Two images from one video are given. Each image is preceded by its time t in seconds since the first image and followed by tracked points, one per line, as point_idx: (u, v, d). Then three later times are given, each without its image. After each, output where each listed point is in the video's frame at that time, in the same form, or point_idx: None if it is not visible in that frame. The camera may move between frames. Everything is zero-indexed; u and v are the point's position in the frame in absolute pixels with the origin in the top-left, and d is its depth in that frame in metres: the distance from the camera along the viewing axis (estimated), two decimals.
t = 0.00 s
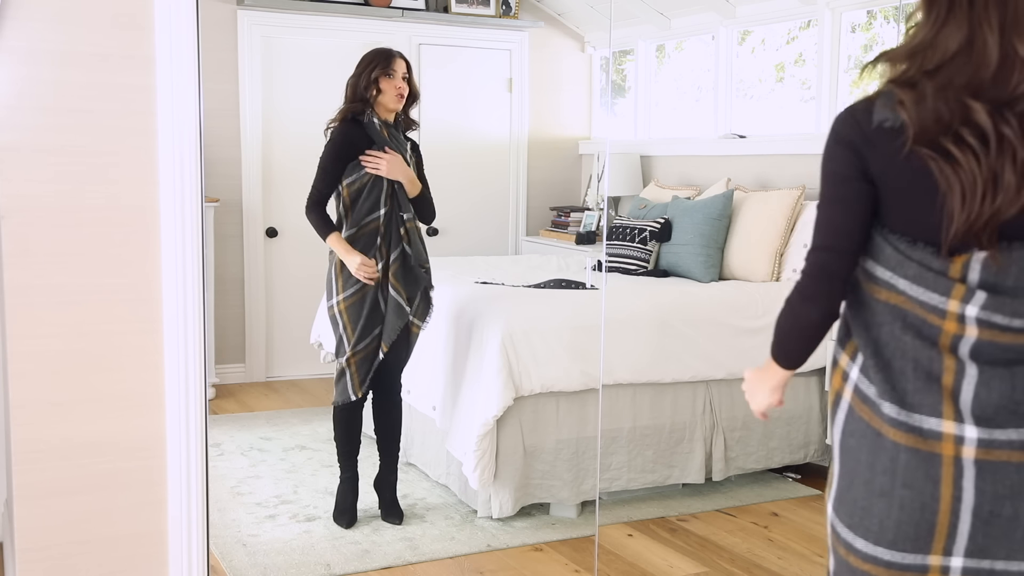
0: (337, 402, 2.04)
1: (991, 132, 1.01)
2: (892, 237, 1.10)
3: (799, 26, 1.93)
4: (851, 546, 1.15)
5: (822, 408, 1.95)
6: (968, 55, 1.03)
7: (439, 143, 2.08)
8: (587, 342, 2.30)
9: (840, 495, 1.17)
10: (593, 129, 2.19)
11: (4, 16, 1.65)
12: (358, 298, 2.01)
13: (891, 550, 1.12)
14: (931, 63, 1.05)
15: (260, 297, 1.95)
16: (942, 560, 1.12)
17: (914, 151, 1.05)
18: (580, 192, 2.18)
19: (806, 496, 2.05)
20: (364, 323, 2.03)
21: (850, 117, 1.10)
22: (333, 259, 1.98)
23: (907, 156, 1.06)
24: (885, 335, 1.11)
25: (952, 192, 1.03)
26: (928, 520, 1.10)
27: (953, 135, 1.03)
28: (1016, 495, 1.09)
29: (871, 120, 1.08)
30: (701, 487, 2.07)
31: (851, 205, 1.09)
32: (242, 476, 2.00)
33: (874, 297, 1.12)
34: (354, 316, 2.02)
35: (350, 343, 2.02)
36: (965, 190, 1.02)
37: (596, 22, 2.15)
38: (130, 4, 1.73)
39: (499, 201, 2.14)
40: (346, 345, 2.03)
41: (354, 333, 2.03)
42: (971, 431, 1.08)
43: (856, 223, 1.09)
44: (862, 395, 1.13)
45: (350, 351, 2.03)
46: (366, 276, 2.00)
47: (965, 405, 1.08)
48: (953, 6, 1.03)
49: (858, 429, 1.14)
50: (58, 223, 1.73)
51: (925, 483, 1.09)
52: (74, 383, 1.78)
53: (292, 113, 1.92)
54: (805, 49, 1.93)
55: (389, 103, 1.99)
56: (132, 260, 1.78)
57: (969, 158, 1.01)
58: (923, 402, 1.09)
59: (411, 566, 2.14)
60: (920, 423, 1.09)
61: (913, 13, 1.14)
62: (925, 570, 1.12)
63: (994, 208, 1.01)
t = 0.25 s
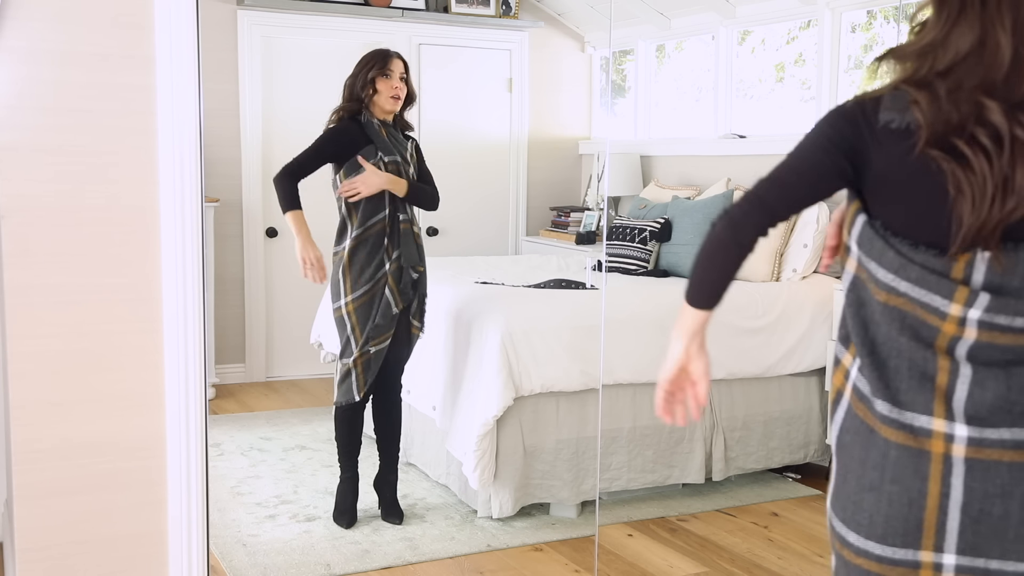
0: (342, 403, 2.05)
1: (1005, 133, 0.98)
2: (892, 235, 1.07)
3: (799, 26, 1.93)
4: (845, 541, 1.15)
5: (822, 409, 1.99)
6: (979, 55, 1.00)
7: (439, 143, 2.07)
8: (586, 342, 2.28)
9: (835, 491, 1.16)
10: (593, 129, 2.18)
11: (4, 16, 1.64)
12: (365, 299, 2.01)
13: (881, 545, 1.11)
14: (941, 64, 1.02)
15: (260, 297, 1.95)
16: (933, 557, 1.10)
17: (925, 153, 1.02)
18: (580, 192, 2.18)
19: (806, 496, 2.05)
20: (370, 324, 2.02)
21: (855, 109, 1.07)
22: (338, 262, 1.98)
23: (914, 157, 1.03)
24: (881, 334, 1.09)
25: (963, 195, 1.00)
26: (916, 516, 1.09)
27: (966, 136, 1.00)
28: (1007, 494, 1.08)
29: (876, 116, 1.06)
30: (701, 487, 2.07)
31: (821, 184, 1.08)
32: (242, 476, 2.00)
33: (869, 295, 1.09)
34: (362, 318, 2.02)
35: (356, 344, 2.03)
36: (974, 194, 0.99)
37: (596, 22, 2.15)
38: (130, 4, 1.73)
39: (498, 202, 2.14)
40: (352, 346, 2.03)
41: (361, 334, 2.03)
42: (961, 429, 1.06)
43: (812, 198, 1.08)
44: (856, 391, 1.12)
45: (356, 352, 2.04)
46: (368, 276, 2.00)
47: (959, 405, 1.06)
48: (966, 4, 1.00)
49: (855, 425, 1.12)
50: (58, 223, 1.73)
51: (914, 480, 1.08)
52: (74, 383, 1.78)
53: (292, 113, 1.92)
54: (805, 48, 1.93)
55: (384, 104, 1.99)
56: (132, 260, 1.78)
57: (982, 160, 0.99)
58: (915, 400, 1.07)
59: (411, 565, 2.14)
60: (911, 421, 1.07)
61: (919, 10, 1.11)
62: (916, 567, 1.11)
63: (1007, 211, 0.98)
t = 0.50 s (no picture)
0: (342, 404, 2.05)
1: None
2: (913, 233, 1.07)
3: (800, 26, 1.95)
4: (853, 545, 1.15)
5: (822, 409, 2.01)
6: (1003, 53, 1.00)
7: (439, 143, 2.07)
8: (587, 341, 2.28)
9: (840, 494, 1.16)
10: (593, 129, 2.19)
11: (4, 16, 1.64)
12: (358, 298, 2.00)
13: (894, 548, 1.12)
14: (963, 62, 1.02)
15: (260, 297, 1.94)
16: (943, 557, 1.13)
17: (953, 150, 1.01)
18: (580, 192, 2.18)
19: (806, 496, 2.07)
20: (364, 324, 2.02)
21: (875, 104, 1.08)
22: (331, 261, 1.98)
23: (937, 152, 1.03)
24: (895, 334, 1.09)
25: (991, 194, 1.00)
26: (932, 519, 1.11)
27: (993, 133, 1.00)
28: (1017, 492, 1.12)
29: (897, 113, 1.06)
30: (701, 487, 2.07)
31: (830, 171, 1.10)
32: (242, 476, 2.00)
33: (883, 292, 1.09)
34: (355, 317, 2.01)
35: (351, 343, 2.02)
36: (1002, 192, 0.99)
37: (596, 22, 2.15)
38: (130, 4, 1.73)
39: (498, 201, 2.14)
40: (347, 346, 2.03)
41: (355, 334, 2.02)
42: (975, 430, 1.09)
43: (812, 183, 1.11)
44: (864, 391, 1.13)
45: (351, 352, 2.03)
46: (364, 275, 1.99)
47: (969, 405, 1.09)
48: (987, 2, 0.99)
49: (863, 429, 1.13)
50: (58, 223, 1.73)
51: (930, 483, 1.10)
52: (74, 383, 1.78)
53: (292, 113, 1.91)
54: (805, 48, 1.95)
55: (383, 104, 1.99)
56: (132, 260, 1.78)
57: (1011, 157, 0.99)
58: (929, 402, 1.09)
59: (411, 565, 2.14)
60: (924, 423, 1.09)
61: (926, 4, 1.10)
62: (926, 568, 1.13)
63: None
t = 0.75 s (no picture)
0: (340, 405, 2.05)
1: None
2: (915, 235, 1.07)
3: (800, 26, 1.97)
4: (852, 546, 1.16)
5: (822, 409, 2.00)
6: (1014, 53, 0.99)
7: (439, 143, 2.07)
8: (587, 341, 2.30)
9: (839, 495, 1.17)
10: (593, 128, 2.19)
11: (4, 16, 1.64)
12: (357, 298, 2.01)
13: (893, 549, 1.13)
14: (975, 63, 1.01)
15: (260, 297, 1.94)
16: (941, 558, 1.14)
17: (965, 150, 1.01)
18: (580, 192, 2.19)
19: (806, 496, 2.08)
20: (363, 323, 2.03)
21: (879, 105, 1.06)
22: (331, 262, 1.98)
23: (942, 155, 1.02)
24: (896, 334, 1.09)
25: (1009, 193, 1.00)
26: (931, 519, 1.12)
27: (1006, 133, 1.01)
28: (1017, 494, 1.13)
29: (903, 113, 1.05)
30: (701, 487, 2.07)
31: (834, 175, 1.07)
32: (242, 476, 2.00)
33: (883, 293, 1.10)
34: (354, 317, 2.02)
35: (350, 343, 2.03)
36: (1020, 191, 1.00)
37: (596, 22, 2.14)
38: (130, 4, 1.73)
39: (498, 201, 2.13)
40: (346, 346, 2.03)
41: (354, 333, 2.03)
42: (973, 431, 1.10)
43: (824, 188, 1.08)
44: (861, 390, 1.13)
45: (350, 351, 2.04)
46: (364, 275, 2.00)
47: (968, 407, 1.10)
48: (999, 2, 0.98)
49: (862, 429, 1.13)
50: (58, 223, 1.73)
51: (929, 484, 1.11)
52: (74, 383, 1.78)
53: (292, 112, 1.91)
54: (805, 48, 1.97)
55: (381, 104, 1.99)
56: (133, 260, 1.78)
57: None
58: (927, 403, 1.10)
59: (411, 565, 2.14)
60: (922, 425, 1.10)
61: None
62: (924, 568, 1.14)
63: None
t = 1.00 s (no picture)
0: (337, 402, 2.04)
1: None
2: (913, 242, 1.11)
3: (799, 26, 2.05)
4: (857, 551, 1.19)
5: (820, 408, 2.07)
6: (1002, 51, 1.04)
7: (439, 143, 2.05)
8: (587, 342, 2.30)
9: (842, 500, 1.20)
10: (593, 129, 2.18)
11: (4, 16, 1.64)
12: (350, 298, 1.99)
13: (899, 553, 1.17)
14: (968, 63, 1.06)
15: (260, 297, 1.94)
16: (945, 559, 1.18)
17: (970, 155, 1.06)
18: (580, 192, 2.19)
19: (805, 496, 2.13)
20: (356, 323, 2.00)
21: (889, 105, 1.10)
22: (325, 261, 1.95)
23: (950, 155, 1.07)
24: (896, 340, 1.13)
25: (1005, 194, 1.03)
26: (938, 522, 1.16)
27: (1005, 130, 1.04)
28: (1018, 492, 1.16)
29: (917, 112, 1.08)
30: (701, 487, 2.09)
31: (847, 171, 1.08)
32: (242, 476, 2.00)
33: (879, 299, 1.13)
34: (347, 316, 1.99)
35: (344, 343, 2.00)
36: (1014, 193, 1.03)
37: (596, 22, 2.13)
38: (130, 3, 1.73)
39: (498, 202, 2.14)
40: (341, 345, 2.01)
41: (347, 333, 2.00)
42: (977, 431, 1.14)
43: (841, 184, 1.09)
44: (863, 395, 1.16)
45: (344, 351, 2.01)
46: (357, 275, 1.98)
47: (969, 406, 1.13)
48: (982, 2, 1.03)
49: (864, 433, 1.16)
50: (58, 223, 1.73)
51: (937, 485, 1.14)
52: (74, 383, 1.78)
53: (292, 112, 1.90)
54: (804, 49, 2.05)
55: (375, 105, 1.97)
56: (133, 260, 1.78)
57: None
58: (930, 406, 1.13)
59: (411, 565, 2.14)
60: (926, 428, 1.13)
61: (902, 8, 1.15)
62: (930, 569, 1.18)
63: None
